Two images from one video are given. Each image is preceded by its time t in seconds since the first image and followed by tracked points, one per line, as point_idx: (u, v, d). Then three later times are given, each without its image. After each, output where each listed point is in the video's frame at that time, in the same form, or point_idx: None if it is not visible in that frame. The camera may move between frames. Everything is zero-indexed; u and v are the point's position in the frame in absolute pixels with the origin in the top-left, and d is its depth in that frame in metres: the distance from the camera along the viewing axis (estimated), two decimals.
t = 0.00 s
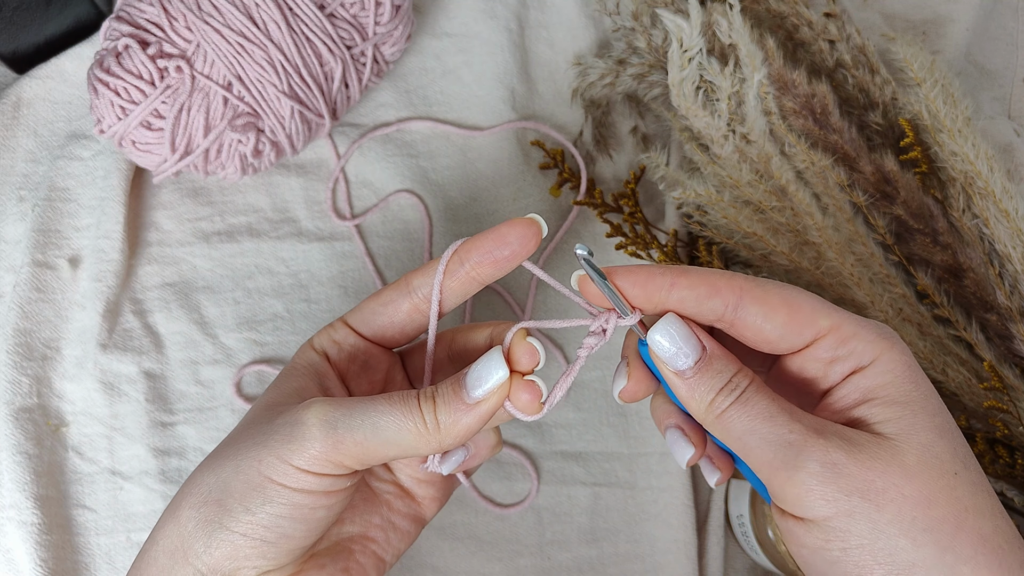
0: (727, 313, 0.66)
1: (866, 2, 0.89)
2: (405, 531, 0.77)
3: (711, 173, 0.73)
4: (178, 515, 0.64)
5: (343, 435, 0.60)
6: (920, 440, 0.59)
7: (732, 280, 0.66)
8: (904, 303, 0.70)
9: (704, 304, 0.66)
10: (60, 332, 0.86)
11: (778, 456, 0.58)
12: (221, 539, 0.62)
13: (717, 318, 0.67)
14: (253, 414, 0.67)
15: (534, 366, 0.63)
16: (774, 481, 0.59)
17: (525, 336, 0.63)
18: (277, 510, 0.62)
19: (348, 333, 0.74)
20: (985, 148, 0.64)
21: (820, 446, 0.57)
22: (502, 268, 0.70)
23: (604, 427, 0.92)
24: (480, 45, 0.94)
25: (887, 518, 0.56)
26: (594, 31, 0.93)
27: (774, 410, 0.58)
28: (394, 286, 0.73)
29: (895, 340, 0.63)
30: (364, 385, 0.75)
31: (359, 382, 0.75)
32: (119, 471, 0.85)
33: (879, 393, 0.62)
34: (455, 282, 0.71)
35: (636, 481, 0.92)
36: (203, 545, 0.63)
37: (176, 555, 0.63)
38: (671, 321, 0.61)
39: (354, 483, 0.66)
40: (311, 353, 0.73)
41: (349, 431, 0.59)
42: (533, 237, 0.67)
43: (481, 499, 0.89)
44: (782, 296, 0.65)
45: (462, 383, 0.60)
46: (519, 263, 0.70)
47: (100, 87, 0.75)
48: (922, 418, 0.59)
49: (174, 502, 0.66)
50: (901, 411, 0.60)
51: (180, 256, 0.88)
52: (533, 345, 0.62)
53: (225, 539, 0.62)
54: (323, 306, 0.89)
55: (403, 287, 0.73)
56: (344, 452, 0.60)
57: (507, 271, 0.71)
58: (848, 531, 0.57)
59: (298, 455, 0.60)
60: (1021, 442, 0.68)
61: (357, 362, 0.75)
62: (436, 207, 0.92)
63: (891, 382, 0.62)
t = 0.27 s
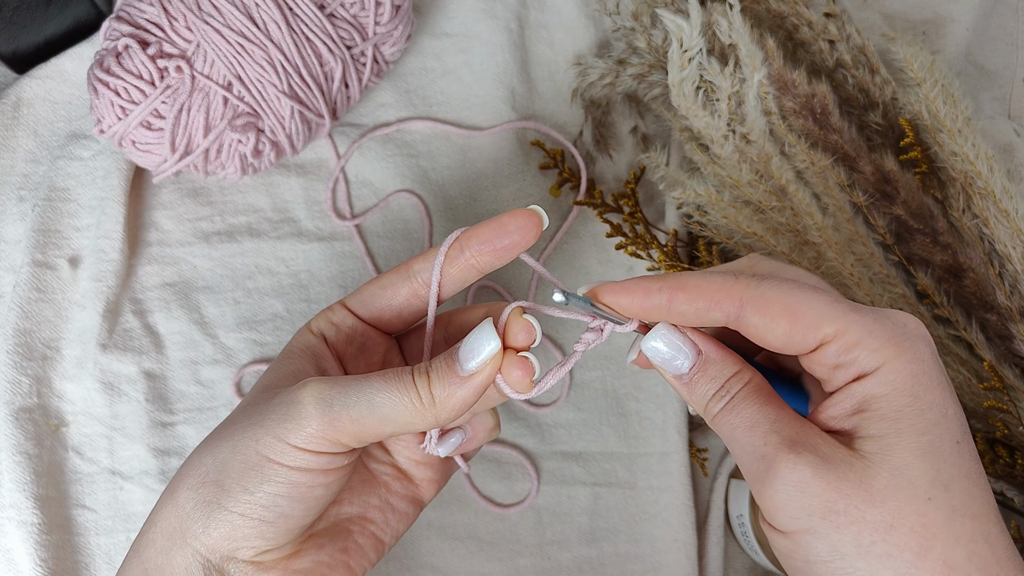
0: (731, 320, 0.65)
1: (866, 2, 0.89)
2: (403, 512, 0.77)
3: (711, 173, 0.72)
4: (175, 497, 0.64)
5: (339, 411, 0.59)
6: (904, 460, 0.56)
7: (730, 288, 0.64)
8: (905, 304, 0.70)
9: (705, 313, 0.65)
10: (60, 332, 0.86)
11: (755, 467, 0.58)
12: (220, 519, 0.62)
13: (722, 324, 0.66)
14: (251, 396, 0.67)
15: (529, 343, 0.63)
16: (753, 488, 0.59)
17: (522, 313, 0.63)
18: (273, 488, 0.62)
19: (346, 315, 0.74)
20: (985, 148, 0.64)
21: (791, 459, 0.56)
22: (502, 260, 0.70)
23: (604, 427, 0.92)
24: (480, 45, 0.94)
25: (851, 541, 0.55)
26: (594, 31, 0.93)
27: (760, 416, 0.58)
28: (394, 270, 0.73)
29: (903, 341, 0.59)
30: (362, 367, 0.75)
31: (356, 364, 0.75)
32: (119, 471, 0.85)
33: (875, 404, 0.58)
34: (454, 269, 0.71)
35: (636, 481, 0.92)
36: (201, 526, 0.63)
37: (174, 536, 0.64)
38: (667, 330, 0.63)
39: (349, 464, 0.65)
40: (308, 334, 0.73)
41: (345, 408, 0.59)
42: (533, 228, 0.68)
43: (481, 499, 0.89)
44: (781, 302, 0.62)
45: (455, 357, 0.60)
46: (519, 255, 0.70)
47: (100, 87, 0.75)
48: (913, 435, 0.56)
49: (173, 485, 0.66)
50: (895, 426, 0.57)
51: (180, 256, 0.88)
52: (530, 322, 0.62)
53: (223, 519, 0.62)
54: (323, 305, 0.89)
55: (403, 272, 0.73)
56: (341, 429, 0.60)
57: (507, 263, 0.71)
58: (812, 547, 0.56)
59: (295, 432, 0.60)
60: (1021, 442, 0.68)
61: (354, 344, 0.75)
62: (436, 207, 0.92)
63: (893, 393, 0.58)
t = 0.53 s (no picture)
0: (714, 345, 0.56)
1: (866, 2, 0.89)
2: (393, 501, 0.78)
3: (711, 173, 0.73)
4: (189, 517, 0.63)
5: (370, 424, 0.58)
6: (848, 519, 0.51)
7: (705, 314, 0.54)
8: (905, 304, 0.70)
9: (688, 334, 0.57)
10: (59, 332, 0.86)
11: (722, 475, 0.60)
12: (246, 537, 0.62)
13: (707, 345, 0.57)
14: (248, 406, 0.64)
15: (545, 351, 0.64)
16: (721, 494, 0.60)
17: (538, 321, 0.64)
18: (302, 501, 0.61)
19: (331, 312, 0.73)
20: (984, 148, 0.65)
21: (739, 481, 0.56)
22: (496, 264, 0.71)
23: (604, 427, 0.92)
24: (480, 45, 0.94)
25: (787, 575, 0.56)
26: (594, 31, 0.93)
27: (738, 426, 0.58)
28: (382, 266, 0.73)
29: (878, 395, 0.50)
30: (348, 361, 0.75)
31: (343, 359, 0.74)
32: (118, 471, 0.85)
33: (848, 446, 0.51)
34: (447, 270, 0.71)
35: (636, 481, 0.92)
36: (225, 545, 0.62)
37: (194, 556, 0.63)
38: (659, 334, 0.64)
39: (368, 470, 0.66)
40: (293, 331, 0.71)
41: (376, 421, 0.58)
42: (531, 239, 0.68)
43: (481, 499, 0.89)
44: (756, 337, 0.52)
45: (475, 363, 0.61)
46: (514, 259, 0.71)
47: (100, 87, 0.75)
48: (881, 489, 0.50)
49: (182, 505, 0.63)
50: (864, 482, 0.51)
51: (180, 256, 0.88)
52: (546, 334, 0.63)
53: (249, 538, 0.62)
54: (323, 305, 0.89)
55: (393, 268, 0.72)
56: (373, 442, 0.60)
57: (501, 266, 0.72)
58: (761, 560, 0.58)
59: (324, 449, 0.59)
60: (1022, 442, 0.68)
61: (341, 340, 0.74)
62: (436, 207, 0.92)
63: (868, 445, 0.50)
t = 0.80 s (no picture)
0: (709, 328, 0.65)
1: (866, 3, 0.89)
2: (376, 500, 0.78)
3: (711, 173, 0.72)
4: None
5: (442, 475, 0.61)
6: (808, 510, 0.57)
7: (709, 296, 0.65)
8: (904, 303, 0.70)
9: (685, 318, 0.66)
10: (59, 332, 0.86)
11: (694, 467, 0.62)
12: None
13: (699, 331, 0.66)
14: (290, 463, 0.65)
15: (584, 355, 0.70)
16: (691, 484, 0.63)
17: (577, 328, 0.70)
18: (383, 556, 0.64)
19: (339, 340, 0.70)
20: (985, 148, 0.64)
21: (722, 471, 0.59)
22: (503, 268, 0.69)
23: (604, 427, 0.92)
24: (480, 45, 0.94)
25: (765, 557, 0.58)
26: (594, 31, 0.93)
27: (709, 422, 0.62)
28: (385, 283, 0.68)
29: (861, 377, 0.59)
30: (362, 382, 0.74)
31: (356, 381, 0.73)
32: (119, 471, 0.85)
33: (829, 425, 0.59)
34: (456, 279, 0.69)
35: (636, 481, 0.92)
36: None
37: None
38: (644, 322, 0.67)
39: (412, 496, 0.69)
40: (302, 370, 0.69)
41: (446, 470, 0.61)
42: (542, 240, 0.66)
43: (481, 499, 0.89)
44: (753, 316, 0.63)
45: (517, 379, 0.65)
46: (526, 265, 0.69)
47: (100, 87, 0.75)
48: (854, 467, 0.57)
49: None
50: (842, 452, 0.58)
51: (180, 256, 0.88)
52: (585, 339, 0.69)
53: None
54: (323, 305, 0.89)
55: (397, 283, 0.69)
56: (444, 488, 0.63)
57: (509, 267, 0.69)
58: (733, 549, 0.60)
59: (401, 506, 0.61)
60: (1021, 442, 0.68)
61: (352, 364, 0.72)
62: (436, 207, 0.92)
63: (846, 420, 0.58)
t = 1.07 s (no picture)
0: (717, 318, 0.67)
1: (866, 2, 0.89)
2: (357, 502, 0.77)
3: (711, 173, 0.72)
4: None
5: (490, 507, 0.62)
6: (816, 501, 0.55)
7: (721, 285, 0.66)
8: (904, 303, 0.70)
9: (694, 309, 0.67)
10: (59, 332, 0.86)
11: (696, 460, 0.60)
12: None
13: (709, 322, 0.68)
14: (337, 516, 0.62)
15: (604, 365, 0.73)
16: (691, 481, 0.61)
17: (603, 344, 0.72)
18: None
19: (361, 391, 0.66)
20: (984, 148, 0.64)
21: (727, 460, 0.58)
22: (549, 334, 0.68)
23: (605, 427, 0.92)
24: (480, 45, 0.94)
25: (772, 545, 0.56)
26: (594, 31, 0.93)
27: (710, 414, 0.60)
28: (419, 342, 0.65)
29: (866, 360, 0.59)
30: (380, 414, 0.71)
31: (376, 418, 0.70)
32: (118, 471, 0.85)
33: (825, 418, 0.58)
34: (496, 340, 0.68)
35: (636, 481, 0.92)
36: None
37: None
38: (645, 312, 0.66)
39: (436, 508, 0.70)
40: (326, 420, 0.65)
41: (492, 501, 0.62)
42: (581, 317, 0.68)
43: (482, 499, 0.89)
44: (764, 303, 0.64)
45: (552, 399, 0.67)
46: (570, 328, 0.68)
47: (100, 87, 0.75)
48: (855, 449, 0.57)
49: None
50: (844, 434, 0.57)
51: (180, 256, 0.88)
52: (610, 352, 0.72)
53: None
54: (323, 305, 0.89)
55: (429, 337, 0.65)
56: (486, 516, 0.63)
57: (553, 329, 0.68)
58: (736, 544, 0.58)
59: (454, 544, 0.61)
60: (1021, 442, 0.67)
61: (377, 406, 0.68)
62: (436, 207, 0.92)
63: (849, 403, 0.58)
